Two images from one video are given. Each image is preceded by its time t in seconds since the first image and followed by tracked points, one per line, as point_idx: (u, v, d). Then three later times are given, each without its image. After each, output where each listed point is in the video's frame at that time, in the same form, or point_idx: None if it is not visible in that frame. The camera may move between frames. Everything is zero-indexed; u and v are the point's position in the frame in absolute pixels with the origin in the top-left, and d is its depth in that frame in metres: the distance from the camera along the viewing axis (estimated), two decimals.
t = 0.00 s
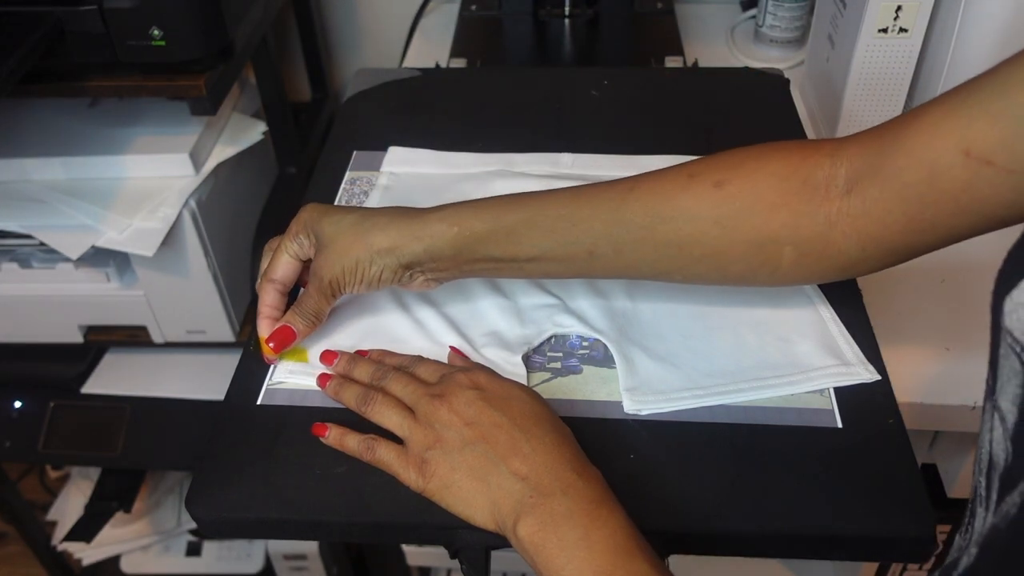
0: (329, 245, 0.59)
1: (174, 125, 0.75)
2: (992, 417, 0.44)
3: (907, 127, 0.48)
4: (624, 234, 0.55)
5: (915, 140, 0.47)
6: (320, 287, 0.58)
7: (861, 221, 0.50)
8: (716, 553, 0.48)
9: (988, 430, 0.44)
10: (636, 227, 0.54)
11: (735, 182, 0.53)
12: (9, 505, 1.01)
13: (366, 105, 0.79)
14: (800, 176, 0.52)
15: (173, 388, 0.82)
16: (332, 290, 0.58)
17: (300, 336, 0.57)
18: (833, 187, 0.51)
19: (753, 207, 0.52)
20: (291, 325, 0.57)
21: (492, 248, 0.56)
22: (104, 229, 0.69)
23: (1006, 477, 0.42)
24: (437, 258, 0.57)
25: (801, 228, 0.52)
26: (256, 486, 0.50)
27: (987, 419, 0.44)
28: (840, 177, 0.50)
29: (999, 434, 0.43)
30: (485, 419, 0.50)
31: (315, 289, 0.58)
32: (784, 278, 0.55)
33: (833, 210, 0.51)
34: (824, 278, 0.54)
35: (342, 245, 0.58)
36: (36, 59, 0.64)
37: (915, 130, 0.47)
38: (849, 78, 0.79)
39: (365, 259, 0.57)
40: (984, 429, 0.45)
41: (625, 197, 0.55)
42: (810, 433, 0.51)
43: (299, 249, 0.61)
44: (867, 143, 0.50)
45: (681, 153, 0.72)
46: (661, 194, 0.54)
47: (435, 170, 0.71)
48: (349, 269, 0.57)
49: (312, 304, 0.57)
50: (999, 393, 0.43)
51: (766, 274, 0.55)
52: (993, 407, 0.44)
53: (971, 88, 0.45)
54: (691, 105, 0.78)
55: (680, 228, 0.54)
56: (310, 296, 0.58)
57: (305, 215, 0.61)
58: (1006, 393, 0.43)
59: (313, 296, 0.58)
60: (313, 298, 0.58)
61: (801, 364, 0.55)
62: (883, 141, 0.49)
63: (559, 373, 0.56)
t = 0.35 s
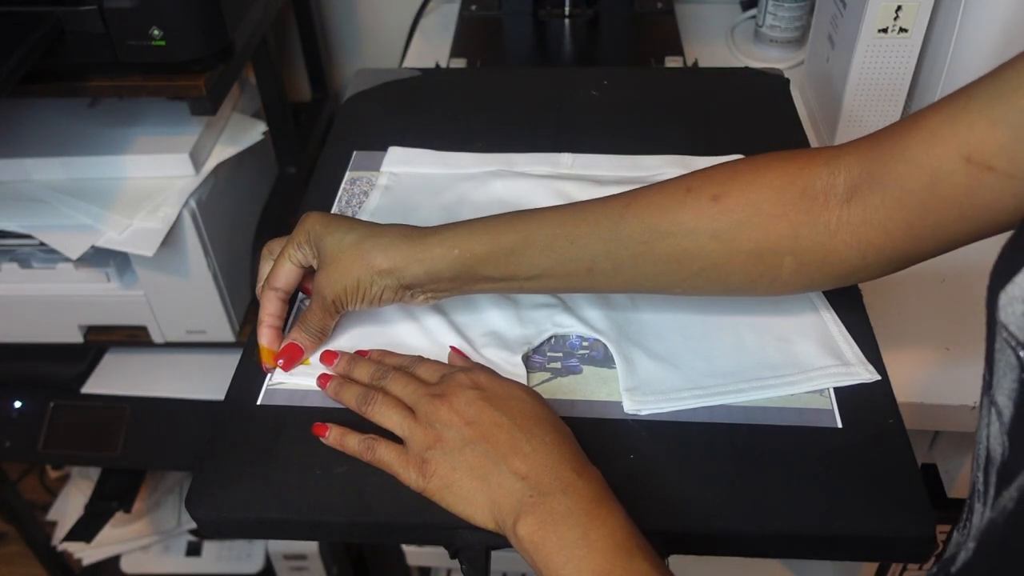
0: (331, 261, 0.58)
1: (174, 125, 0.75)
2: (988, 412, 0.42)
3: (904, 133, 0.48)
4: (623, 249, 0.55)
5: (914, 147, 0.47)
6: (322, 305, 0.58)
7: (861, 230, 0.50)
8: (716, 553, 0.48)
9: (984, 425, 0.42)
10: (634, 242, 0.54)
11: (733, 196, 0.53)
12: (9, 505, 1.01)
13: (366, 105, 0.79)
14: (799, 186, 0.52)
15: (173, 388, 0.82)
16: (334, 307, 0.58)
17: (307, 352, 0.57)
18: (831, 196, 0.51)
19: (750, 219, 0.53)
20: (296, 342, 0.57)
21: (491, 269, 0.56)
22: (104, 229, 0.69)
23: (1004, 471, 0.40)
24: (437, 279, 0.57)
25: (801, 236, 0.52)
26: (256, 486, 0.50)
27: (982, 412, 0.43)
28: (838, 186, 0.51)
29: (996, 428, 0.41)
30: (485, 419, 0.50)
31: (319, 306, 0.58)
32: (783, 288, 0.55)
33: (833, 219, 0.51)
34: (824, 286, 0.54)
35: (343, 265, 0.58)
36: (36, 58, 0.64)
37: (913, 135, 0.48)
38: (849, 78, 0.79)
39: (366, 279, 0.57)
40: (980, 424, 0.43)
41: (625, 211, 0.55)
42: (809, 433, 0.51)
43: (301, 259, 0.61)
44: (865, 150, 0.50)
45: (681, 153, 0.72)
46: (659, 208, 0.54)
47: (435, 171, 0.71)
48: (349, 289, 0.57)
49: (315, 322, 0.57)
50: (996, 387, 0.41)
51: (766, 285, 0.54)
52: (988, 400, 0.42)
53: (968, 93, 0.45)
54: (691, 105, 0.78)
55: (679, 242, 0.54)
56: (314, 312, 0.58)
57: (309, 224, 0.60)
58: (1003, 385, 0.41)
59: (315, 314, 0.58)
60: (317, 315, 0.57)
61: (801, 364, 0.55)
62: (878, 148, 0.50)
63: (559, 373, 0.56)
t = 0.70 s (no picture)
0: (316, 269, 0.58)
1: (175, 125, 0.75)
2: (985, 401, 0.41)
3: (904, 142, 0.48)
4: (607, 261, 0.54)
5: (917, 156, 0.47)
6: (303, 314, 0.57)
7: (856, 239, 0.50)
8: (716, 553, 0.48)
9: (981, 413, 0.41)
10: (617, 254, 0.54)
11: (719, 207, 0.53)
12: (9, 504, 1.01)
13: (366, 105, 0.79)
14: (788, 196, 0.52)
15: (173, 388, 0.82)
16: (316, 316, 0.58)
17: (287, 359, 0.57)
18: (824, 204, 0.51)
19: (736, 229, 0.52)
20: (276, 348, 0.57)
21: (474, 285, 0.56)
22: (104, 229, 0.69)
23: (1002, 460, 0.40)
24: (418, 295, 0.57)
25: (790, 245, 0.52)
26: (256, 486, 0.50)
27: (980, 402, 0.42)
28: (831, 195, 0.51)
29: (994, 417, 0.40)
30: (485, 419, 0.50)
31: (301, 315, 0.57)
32: (772, 298, 0.54)
33: (826, 228, 0.51)
34: (812, 296, 0.54)
35: (327, 277, 0.57)
36: (36, 59, 0.64)
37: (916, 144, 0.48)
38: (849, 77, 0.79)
39: (348, 289, 0.57)
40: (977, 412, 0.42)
41: (608, 222, 0.55)
42: (810, 433, 0.51)
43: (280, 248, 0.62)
44: (857, 160, 0.50)
45: (680, 153, 0.72)
46: (646, 220, 0.54)
47: (435, 171, 0.71)
48: (331, 298, 0.57)
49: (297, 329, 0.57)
50: (994, 375, 0.40)
51: (757, 295, 0.54)
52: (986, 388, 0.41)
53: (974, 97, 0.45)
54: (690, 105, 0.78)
55: (664, 253, 0.54)
56: (295, 318, 0.57)
57: (296, 224, 0.61)
58: (1001, 374, 0.40)
59: (297, 323, 0.57)
60: (298, 321, 0.57)
61: (801, 365, 0.55)
62: (873, 157, 0.50)
63: (559, 373, 0.56)
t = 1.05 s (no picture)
0: (340, 264, 0.59)
1: (175, 125, 0.75)
2: (983, 406, 0.41)
3: (912, 145, 0.50)
4: (628, 260, 0.55)
5: (927, 153, 0.49)
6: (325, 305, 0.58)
7: (869, 238, 0.52)
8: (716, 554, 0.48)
9: (979, 417, 0.42)
10: (638, 253, 0.55)
11: (735, 206, 0.54)
12: (9, 504, 1.01)
13: (366, 105, 0.79)
14: (803, 197, 0.53)
15: (173, 388, 0.82)
16: (336, 309, 0.58)
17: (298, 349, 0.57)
18: (838, 203, 0.52)
19: (751, 228, 0.54)
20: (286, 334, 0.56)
21: (497, 282, 0.57)
22: (104, 229, 0.69)
23: (1001, 465, 0.40)
24: (446, 294, 0.57)
25: (805, 244, 0.53)
26: (256, 486, 0.50)
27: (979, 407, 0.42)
28: (846, 195, 0.52)
29: (993, 421, 0.41)
30: (479, 419, 0.50)
31: (319, 303, 0.58)
32: (791, 298, 0.55)
33: (839, 227, 0.53)
34: (830, 297, 0.55)
35: (357, 271, 0.58)
36: (36, 59, 0.64)
37: (924, 145, 0.49)
38: (849, 77, 0.79)
39: (377, 286, 0.58)
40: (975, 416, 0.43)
41: (627, 224, 0.56)
42: (810, 433, 0.51)
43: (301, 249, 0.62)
44: (871, 161, 0.52)
45: (680, 153, 0.72)
46: (663, 221, 0.55)
47: (436, 171, 0.71)
48: (358, 294, 0.58)
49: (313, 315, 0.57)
50: (993, 380, 0.40)
51: (773, 298, 0.55)
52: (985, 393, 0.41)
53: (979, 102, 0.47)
54: (690, 105, 0.78)
55: (681, 253, 0.55)
56: (312, 306, 0.57)
57: (321, 220, 0.61)
58: (1000, 379, 0.40)
59: (314, 310, 0.57)
60: (313, 310, 0.57)
61: (801, 364, 0.55)
62: (886, 158, 0.51)
63: (559, 373, 0.55)
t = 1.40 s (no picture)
0: (356, 272, 0.59)
1: (175, 125, 0.75)
2: (986, 389, 0.42)
3: (931, 155, 0.50)
4: (637, 275, 0.56)
5: (947, 165, 0.49)
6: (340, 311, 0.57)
7: (885, 251, 0.52)
8: (716, 553, 0.48)
9: (981, 400, 0.42)
10: (650, 268, 0.56)
11: (746, 222, 0.55)
12: (9, 504, 1.01)
13: (366, 105, 0.79)
14: (815, 210, 0.53)
15: (173, 388, 0.82)
16: (353, 317, 0.58)
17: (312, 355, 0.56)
18: (854, 217, 0.52)
19: (763, 242, 0.54)
20: (300, 337, 0.56)
21: (509, 295, 0.57)
22: (104, 229, 0.69)
23: (1004, 447, 0.40)
24: (461, 302, 0.58)
25: (819, 260, 0.53)
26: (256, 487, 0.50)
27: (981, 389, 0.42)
28: (861, 208, 0.52)
29: (995, 405, 0.41)
30: (294, 421, 0.46)
31: (335, 308, 0.57)
32: (802, 312, 0.55)
33: (854, 241, 0.53)
34: (842, 312, 0.55)
35: (375, 279, 0.58)
36: (36, 59, 0.64)
37: (946, 157, 0.49)
38: (849, 78, 0.79)
39: (396, 295, 0.58)
40: (976, 401, 0.43)
41: (638, 237, 0.57)
42: (811, 434, 0.51)
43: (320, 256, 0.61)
44: (884, 173, 0.52)
45: (680, 153, 0.72)
46: (673, 235, 0.56)
47: (436, 171, 0.71)
48: (377, 302, 0.58)
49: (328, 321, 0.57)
50: (998, 363, 0.41)
51: (783, 310, 0.55)
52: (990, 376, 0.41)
53: (1005, 108, 0.47)
54: (690, 105, 0.78)
55: (692, 265, 0.55)
56: (327, 311, 0.57)
57: (339, 226, 0.61)
58: (1006, 363, 0.40)
59: (330, 316, 0.57)
60: (328, 315, 0.57)
61: (801, 364, 0.55)
62: (900, 171, 0.51)
63: (559, 373, 0.56)
